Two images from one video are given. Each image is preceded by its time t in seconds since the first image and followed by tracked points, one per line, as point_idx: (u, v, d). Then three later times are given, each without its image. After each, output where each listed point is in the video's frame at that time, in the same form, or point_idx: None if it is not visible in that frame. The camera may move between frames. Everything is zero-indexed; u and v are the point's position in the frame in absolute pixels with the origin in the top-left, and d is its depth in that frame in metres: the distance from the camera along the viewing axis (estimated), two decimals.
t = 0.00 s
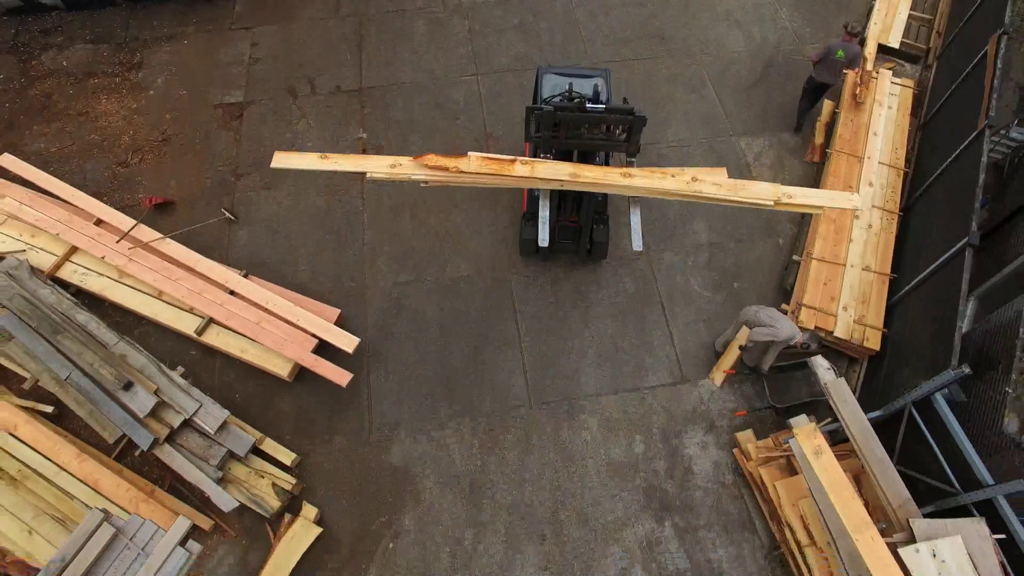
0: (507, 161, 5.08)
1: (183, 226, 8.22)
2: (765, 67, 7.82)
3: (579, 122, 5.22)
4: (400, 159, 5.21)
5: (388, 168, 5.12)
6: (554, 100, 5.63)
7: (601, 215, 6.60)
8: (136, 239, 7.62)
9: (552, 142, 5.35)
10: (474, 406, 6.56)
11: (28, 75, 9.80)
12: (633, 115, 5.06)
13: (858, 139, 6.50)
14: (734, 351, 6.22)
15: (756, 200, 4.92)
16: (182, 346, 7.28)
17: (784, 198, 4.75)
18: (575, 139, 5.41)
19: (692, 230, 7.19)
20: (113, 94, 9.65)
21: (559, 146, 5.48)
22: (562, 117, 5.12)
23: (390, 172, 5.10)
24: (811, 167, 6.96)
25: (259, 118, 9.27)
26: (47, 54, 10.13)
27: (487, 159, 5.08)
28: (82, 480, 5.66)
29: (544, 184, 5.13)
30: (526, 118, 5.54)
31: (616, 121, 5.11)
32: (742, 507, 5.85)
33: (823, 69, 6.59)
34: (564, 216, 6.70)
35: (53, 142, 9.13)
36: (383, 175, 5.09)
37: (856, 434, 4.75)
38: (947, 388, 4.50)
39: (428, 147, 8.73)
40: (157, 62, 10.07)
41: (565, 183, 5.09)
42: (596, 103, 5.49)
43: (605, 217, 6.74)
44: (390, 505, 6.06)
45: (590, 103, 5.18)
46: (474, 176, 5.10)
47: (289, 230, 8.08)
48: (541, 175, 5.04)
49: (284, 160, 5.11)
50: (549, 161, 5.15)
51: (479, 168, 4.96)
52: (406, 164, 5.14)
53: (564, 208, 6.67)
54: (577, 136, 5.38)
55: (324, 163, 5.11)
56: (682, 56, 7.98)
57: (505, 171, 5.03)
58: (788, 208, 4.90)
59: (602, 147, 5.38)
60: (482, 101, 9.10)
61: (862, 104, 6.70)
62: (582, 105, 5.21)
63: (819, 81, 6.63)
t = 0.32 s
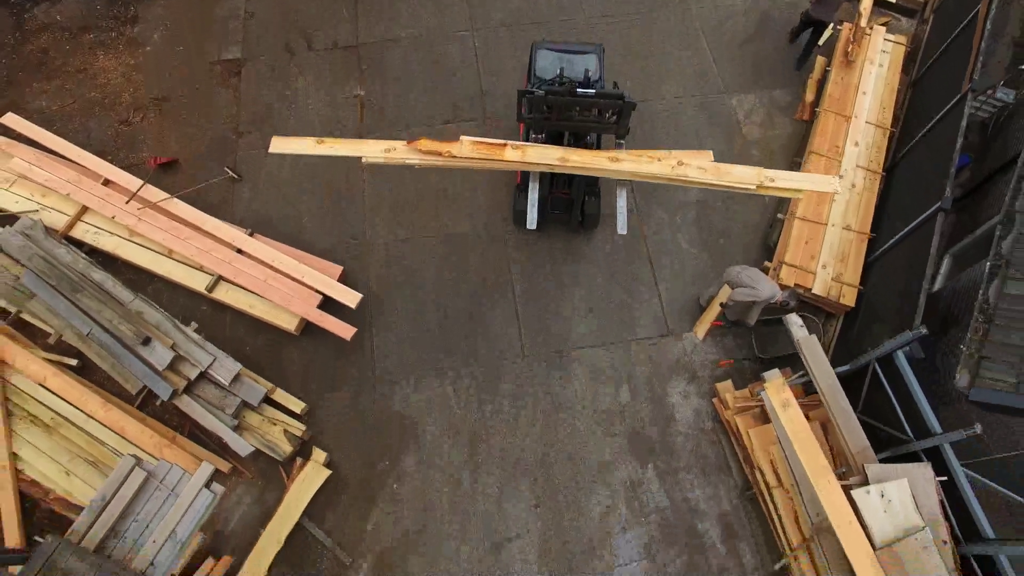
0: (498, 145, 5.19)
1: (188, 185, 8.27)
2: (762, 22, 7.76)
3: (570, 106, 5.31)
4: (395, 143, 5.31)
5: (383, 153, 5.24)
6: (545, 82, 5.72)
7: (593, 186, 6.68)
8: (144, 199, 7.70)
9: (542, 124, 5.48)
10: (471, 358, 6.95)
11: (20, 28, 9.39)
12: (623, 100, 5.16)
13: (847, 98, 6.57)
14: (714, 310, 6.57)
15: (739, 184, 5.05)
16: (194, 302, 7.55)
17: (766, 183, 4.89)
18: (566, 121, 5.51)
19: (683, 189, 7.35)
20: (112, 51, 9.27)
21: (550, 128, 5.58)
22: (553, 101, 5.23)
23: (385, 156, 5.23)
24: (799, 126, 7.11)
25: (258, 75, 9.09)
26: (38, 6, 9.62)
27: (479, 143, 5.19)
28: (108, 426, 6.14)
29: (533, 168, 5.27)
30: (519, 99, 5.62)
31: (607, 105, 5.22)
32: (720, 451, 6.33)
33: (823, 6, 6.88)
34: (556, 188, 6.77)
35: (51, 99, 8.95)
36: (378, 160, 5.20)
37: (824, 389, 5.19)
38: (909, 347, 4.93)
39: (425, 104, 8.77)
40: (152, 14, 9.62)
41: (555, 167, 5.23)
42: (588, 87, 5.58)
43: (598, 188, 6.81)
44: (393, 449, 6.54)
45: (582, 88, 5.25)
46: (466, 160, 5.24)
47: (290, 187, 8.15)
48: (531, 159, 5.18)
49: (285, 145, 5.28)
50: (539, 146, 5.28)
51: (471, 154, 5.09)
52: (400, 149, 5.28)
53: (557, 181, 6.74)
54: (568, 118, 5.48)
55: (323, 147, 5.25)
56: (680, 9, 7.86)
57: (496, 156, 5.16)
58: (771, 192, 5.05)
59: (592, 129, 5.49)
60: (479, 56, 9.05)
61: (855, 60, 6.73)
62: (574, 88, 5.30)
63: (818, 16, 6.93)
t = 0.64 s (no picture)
0: (487, 123, 5.40)
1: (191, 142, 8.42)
2: None
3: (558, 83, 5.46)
4: (388, 121, 5.52)
5: (376, 130, 5.44)
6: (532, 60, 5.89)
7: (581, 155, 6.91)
8: (149, 155, 7.81)
9: (530, 101, 5.57)
10: (466, 309, 7.31)
11: None
12: (609, 78, 5.32)
13: (836, 54, 6.64)
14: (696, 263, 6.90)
15: (719, 160, 5.24)
16: (201, 256, 7.82)
17: (745, 160, 5.09)
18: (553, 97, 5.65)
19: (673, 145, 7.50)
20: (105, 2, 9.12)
21: (538, 104, 5.68)
22: (541, 79, 5.36)
23: (378, 134, 5.44)
24: (788, 81, 7.19)
25: (253, 27, 9.04)
26: None
27: (469, 121, 5.38)
28: (128, 373, 6.60)
29: (523, 144, 5.44)
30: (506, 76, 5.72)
31: (594, 83, 5.39)
32: (698, 395, 6.78)
33: None
34: (545, 156, 7.03)
35: (48, 53, 8.89)
36: (372, 137, 5.42)
37: (794, 340, 5.56)
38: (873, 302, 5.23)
39: (420, 58, 8.80)
40: None
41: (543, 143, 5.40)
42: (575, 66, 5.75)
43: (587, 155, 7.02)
44: (394, 394, 7.01)
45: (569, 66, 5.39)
46: (457, 137, 5.44)
47: (288, 143, 8.28)
48: (519, 135, 5.36)
49: (280, 122, 5.48)
50: (527, 122, 5.44)
51: (461, 131, 5.28)
52: (393, 126, 5.47)
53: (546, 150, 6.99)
54: (555, 94, 5.61)
55: (318, 124, 5.45)
56: None
57: (485, 133, 5.35)
58: (750, 167, 5.25)
59: (579, 105, 5.63)
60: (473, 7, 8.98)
61: (846, 14, 6.74)
62: (561, 66, 5.47)
63: None
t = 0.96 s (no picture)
0: (476, 95, 5.46)
1: (190, 95, 8.53)
2: None
3: (545, 57, 5.71)
4: (382, 92, 5.65)
5: (370, 102, 5.58)
6: (520, 30, 5.89)
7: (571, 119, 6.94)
8: (151, 109, 7.97)
9: (519, 73, 5.88)
10: (460, 258, 7.63)
11: None
12: (594, 52, 5.57)
13: (825, 8, 6.79)
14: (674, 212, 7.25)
15: (701, 132, 5.40)
16: (207, 208, 8.11)
17: (725, 131, 5.25)
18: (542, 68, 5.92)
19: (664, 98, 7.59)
20: None
21: (527, 75, 5.97)
22: (530, 54, 5.61)
23: (372, 105, 5.60)
24: (779, 33, 7.24)
25: None
26: None
27: (459, 93, 5.47)
28: (145, 320, 7.03)
29: (511, 117, 5.52)
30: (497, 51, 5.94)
31: (580, 55, 5.65)
32: (681, 339, 7.20)
33: None
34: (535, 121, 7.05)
35: (44, 3, 8.88)
36: (366, 108, 5.58)
37: (768, 289, 5.88)
38: (843, 254, 5.47)
39: (414, 7, 8.75)
40: None
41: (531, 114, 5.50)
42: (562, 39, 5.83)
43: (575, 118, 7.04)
44: (393, 340, 7.44)
45: (556, 41, 5.62)
46: (447, 108, 5.52)
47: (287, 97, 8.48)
48: (507, 108, 5.42)
49: (277, 93, 5.60)
50: (515, 94, 5.51)
51: (450, 104, 5.40)
52: (386, 98, 5.62)
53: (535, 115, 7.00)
54: (543, 66, 5.87)
55: (312, 96, 5.57)
56: None
57: (474, 105, 5.45)
58: (731, 138, 5.42)
59: (566, 76, 5.90)
60: None
61: None
62: (548, 40, 5.68)
63: None
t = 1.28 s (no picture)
0: (471, 69, 5.57)
1: (190, 48, 8.58)
2: None
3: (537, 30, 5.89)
4: (378, 65, 5.69)
5: (368, 75, 5.66)
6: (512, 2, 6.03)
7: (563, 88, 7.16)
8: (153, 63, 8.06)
9: (512, 46, 6.07)
10: (458, 212, 7.91)
11: None
12: (585, 27, 5.77)
13: None
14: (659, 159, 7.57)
15: (688, 104, 5.53)
16: (212, 161, 8.34)
17: (711, 104, 5.38)
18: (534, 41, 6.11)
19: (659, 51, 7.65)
20: None
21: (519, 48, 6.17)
22: (523, 28, 5.79)
23: (370, 78, 5.65)
24: None
25: None
26: None
27: (455, 66, 5.56)
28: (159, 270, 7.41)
29: (505, 90, 5.66)
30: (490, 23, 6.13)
31: (571, 29, 5.85)
32: (668, 288, 7.56)
33: None
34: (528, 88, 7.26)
35: None
36: (364, 82, 5.64)
37: (749, 241, 6.18)
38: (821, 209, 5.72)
39: None
40: None
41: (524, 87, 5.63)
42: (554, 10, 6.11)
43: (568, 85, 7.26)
44: (394, 291, 7.82)
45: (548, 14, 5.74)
46: (443, 82, 5.64)
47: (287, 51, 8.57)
48: (500, 81, 5.55)
49: (277, 67, 5.69)
50: (509, 67, 5.62)
51: (445, 78, 5.50)
52: (383, 71, 5.66)
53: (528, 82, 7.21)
54: (535, 39, 6.07)
55: (311, 69, 5.66)
56: None
57: (469, 79, 5.55)
58: (718, 110, 5.55)
59: (558, 48, 6.14)
60: None
61: None
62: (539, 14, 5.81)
63: None
